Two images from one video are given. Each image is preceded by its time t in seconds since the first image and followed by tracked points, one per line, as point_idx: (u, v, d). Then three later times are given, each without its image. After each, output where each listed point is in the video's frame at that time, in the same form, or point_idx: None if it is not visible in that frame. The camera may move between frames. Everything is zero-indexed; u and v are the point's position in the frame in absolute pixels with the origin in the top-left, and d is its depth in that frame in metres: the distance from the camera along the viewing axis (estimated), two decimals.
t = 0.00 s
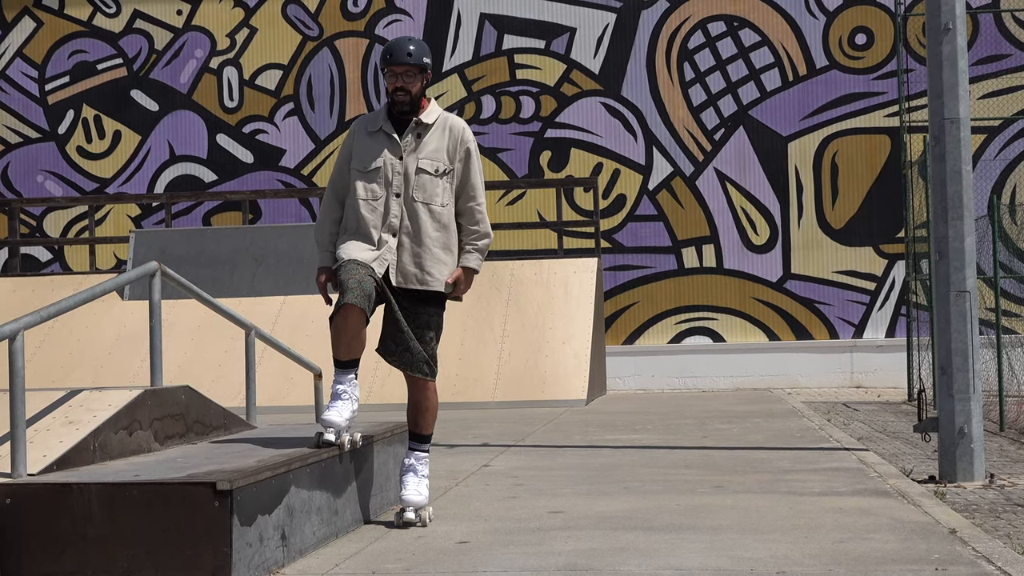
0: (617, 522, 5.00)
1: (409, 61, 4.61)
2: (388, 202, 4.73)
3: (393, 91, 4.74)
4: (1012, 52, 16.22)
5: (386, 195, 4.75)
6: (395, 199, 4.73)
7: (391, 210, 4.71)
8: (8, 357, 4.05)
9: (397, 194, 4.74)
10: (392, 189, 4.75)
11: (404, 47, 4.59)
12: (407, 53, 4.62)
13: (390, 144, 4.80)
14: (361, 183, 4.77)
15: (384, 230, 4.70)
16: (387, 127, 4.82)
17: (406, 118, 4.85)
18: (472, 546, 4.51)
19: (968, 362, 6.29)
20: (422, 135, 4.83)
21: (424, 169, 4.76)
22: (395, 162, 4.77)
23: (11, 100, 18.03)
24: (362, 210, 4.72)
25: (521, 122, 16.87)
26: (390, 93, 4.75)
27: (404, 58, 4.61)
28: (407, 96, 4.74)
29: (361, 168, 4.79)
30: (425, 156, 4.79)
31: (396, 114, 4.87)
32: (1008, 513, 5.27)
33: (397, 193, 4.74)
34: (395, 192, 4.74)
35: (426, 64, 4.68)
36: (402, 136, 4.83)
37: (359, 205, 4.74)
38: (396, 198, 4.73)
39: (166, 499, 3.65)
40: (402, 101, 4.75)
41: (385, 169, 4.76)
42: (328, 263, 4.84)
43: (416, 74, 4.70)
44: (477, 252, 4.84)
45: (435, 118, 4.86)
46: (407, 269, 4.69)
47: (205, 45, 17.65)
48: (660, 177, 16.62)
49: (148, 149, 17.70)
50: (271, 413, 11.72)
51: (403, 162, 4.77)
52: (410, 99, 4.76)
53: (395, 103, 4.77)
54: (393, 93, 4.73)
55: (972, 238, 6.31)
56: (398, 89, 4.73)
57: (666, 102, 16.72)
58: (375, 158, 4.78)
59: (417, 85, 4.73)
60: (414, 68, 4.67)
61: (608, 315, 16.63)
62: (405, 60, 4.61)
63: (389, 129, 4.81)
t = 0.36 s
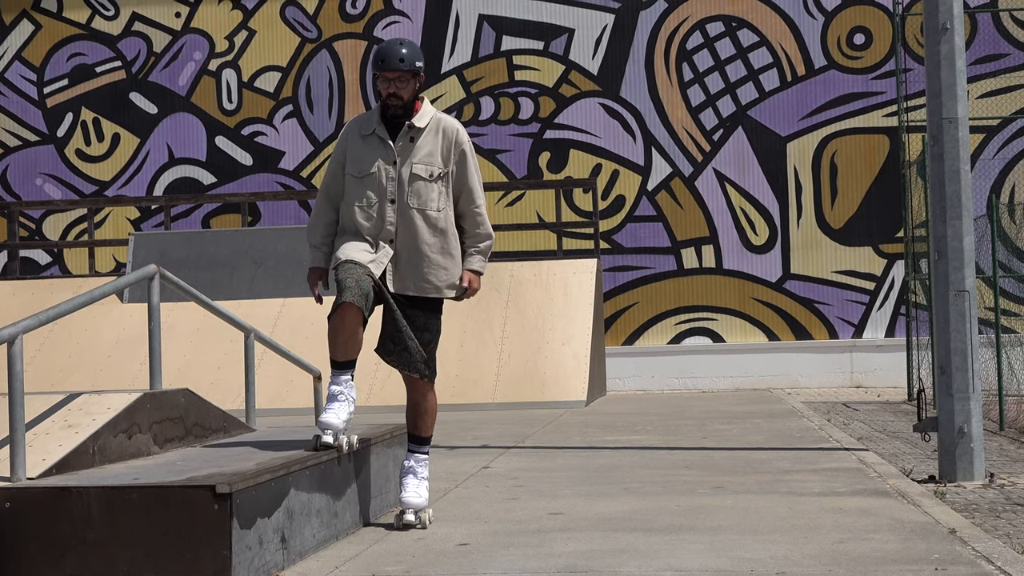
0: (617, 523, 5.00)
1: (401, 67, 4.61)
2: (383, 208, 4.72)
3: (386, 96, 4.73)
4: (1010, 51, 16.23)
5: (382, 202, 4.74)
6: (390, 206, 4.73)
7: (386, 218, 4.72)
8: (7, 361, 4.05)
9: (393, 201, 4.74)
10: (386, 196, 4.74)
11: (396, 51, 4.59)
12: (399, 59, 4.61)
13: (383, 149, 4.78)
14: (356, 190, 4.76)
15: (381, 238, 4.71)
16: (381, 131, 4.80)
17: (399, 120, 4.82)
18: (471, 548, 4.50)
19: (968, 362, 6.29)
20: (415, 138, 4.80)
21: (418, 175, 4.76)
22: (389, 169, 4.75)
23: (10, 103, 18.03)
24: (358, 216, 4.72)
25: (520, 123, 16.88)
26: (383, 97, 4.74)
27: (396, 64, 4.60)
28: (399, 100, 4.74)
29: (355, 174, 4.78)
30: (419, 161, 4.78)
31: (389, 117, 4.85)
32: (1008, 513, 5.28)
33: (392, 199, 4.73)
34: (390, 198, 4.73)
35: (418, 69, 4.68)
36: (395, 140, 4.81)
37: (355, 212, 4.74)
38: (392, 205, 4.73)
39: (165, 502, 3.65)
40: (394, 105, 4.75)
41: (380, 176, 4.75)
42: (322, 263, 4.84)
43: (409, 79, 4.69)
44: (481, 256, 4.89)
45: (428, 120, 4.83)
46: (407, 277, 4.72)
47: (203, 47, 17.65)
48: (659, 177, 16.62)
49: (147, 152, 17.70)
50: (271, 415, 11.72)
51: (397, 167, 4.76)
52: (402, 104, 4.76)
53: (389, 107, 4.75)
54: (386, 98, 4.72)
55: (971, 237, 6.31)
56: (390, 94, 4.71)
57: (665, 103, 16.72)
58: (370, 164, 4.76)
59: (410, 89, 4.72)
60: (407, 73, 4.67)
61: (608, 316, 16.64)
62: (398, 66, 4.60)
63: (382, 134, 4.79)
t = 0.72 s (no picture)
0: (616, 526, 5.01)
1: (393, 67, 4.62)
2: (377, 215, 4.73)
3: (377, 97, 4.72)
4: (1007, 51, 16.25)
5: (375, 209, 4.75)
6: (383, 213, 4.73)
7: (380, 224, 4.72)
8: (5, 367, 4.05)
9: (386, 208, 4.74)
10: (380, 203, 4.74)
11: (387, 53, 4.60)
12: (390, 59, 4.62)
13: (375, 156, 4.79)
14: (349, 198, 4.77)
15: (376, 246, 4.72)
16: (372, 137, 4.80)
17: (390, 126, 4.82)
18: (471, 552, 4.50)
19: (966, 362, 6.30)
20: (407, 144, 4.80)
21: (411, 180, 4.75)
22: (382, 175, 4.75)
23: (7, 109, 18.03)
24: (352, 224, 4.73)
25: (517, 126, 16.89)
26: (374, 101, 4.73)
27: (387, 64, 4.61)
28: (391, 102, 4.71)
29: (348, 182, 4.78)
30: (411, 166, 4.77)
31: (380, 122, 4.84)
32: (1007, 513, 5.27)
33: (386, 206, 4.74)
34: (383, 206, 4.74)
35: (409, 70, 4.69)
36: (387, 146, 4.81)
37: (349, 220, 4.75)
38: (385, 212, 4.73)
39: (164, 508, 3.65)
40: (386, 106, 4.72)
41: (372, 182, 4.75)
42: (317, 274, 4.89)
43: (399, 79, 4.69)
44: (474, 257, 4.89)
45: (419, 125, 4.83)
46: (401, 283, 4.72)
47: (200, 52, 17.66)
48: (657, 179, 16.63)
49: (145, 157, 17.70)
50: (270, 420, 11.73)
51: (389, 173, 4.76)
52: (395, 105, 4.72)
53: (380, 110, 4.73)
54: (377, 100, 4.70)
55: (969, 237, 6.32)
56: (381, 97, 4.70)
57: (662, 105, 16.73)
58: (362, 171, 4.77)
59: (401, 90, 4.72)
60: (398, 74, 4.68)
61: (606, 319, 16.64)
62: (389, 66, 4.61)
63: (374, 140, 4.79)
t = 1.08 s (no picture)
0: (619, 528, 5.01)
1: (394, 74, 4.59)
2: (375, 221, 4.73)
3: (379, 103, 4.70)
4: (1007, 50, 16.25)
5: (374, 214, 4.75)
6: (381, 219, 4.74)
7: (378, 230, 4.72)
8: (7, 372, 4.05)
9: (384, 213, 4.74)
10: (378, 208, 4.75)
11: (387, 58, 4.58)
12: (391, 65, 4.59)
13: (374, 161, 4.78)
14: (348, 202, 4.78)
15: (373, 252, 4.73)
16: (372, 142, 4.80)
17: (391, 131, 4.81)
18: (473, 554, 4.50)
19: (968, 362, 6.29)
20: (407, 150, 4.79)
21: (409, 187, 4.76)
22: (381, 181, 4.76)
23: (8, 114, 18.04)
24: (350, 229, 4.74)
25: (518, 128, 16.89)
26: (375, 106, 4.71)
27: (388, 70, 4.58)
28: (393, 109, 4.70)
29: (347, 186, 4.79)
30: (410, 173, 4.77)
31: (381, 128, 4.84)
32: (1010, 513, 5.26)
33: (385, 211, 4.74)
34: (381, 211, 4.74)
35: (410, 76, 4.65)
36: (386, 150, 4.81)
37: (347, 224, 4.75)
38: (383, 218, 4.73)
39: (167, 512, 3.65)
40: (388, 112, 4.71)
41: (371, 188, 4.76)
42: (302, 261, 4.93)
43: (400, 85, 4.66)
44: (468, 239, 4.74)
45: (419, 131, 4.83)
46: (399, 290, 4.74)
47: (201, 56, 17.67)
48: (657, 181, 16.64)
49: (146, 161, 17.71)
50: (272, 423, 11.72)
51: (388, 180, 4.76)
52: (397, 112, 4.72)
53: (382, 116, 4.72)
54: (379, 107, 4.69)
55: (970, 237, 6.32)
56: (383, 103, 4.68)
57: (663, 106, 16.73)
58: (361, 176, 4.77)
59: (402, 96, 4.70)
60: (399, 80, 4.64)
61: (607, 321, 16.64)
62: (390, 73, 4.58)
63: (374, 145, 4.79)
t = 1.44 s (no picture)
0: (621, 528, 5.01)
1: (372, 92, 4.50)
2: (363, 235, 4.71)
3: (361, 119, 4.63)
4: (1010, 52, 16.23)
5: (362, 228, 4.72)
6: (369, 232, 4.70)
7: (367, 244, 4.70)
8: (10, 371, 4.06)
9: (371, 227, 4.71)
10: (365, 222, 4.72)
11: (365, 76, 4.48)
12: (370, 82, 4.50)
13: (360, 175, 4.75)
14: (337, 217, 4.76)
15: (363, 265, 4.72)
16: (357, 156, 4.76)
17: (375, 143, 4.77)
18: (475, 554, 4.50)
19: (971, 363, 6.28)
20: (391, 162, 4.73)
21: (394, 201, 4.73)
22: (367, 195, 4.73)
23: (11, 113, 18.05)
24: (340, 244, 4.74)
25: (521, 128, 16.88)
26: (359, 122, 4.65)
27: (367, 89, 4.50)
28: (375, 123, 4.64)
29: (334, 200, 4.78)
30: (395, 186, 4.73)
31: (366, 139, 4.79)
32: (1012, 515, 5.26)
33: (373, 225, 4.70)
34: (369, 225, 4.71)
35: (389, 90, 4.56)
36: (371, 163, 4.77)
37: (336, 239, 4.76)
38: (371, 232, 4.70)
39: (169, 511, 3.66)
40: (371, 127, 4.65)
41: (358, 203, 4.74)
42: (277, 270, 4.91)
43: (381, 101, 4.59)
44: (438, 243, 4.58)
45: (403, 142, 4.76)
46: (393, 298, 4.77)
47: (204, 55, 17.69)
48: (660, 182, 16.63)
49: (149, 161, 17.72)
50: (274, 423, 11.73)
51: (374, 193, 4.73)
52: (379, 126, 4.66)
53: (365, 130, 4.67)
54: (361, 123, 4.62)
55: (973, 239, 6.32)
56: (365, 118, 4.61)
57: (665, 107, 16.72)
58: (347, 191, 4.75)
59: (383, 110, 4.62)
60: (378, 96, 4.55)
61: (609, 322, 16.64)
62: (368, 90, 4.50)
63: (358, 158, 4.75)
